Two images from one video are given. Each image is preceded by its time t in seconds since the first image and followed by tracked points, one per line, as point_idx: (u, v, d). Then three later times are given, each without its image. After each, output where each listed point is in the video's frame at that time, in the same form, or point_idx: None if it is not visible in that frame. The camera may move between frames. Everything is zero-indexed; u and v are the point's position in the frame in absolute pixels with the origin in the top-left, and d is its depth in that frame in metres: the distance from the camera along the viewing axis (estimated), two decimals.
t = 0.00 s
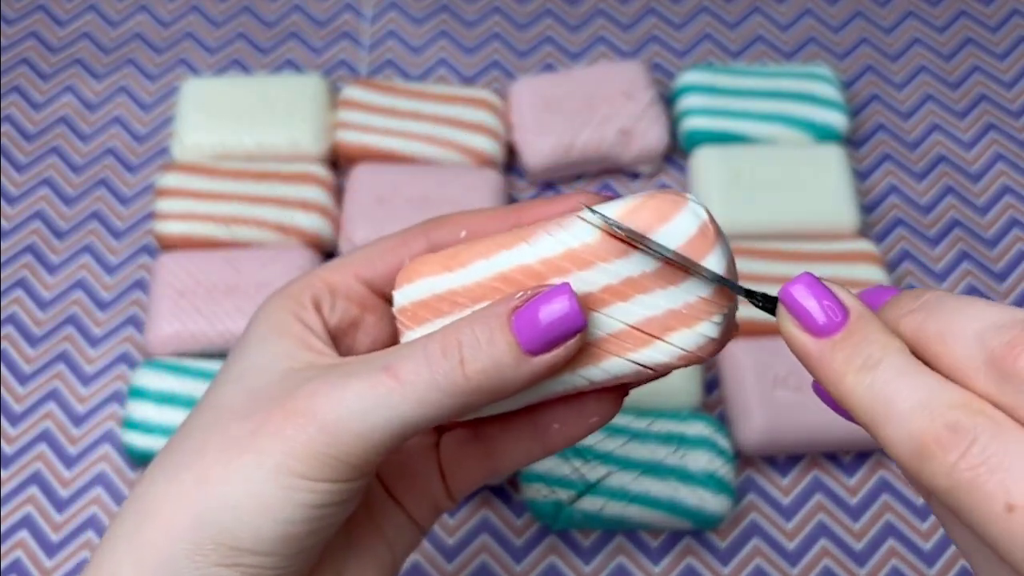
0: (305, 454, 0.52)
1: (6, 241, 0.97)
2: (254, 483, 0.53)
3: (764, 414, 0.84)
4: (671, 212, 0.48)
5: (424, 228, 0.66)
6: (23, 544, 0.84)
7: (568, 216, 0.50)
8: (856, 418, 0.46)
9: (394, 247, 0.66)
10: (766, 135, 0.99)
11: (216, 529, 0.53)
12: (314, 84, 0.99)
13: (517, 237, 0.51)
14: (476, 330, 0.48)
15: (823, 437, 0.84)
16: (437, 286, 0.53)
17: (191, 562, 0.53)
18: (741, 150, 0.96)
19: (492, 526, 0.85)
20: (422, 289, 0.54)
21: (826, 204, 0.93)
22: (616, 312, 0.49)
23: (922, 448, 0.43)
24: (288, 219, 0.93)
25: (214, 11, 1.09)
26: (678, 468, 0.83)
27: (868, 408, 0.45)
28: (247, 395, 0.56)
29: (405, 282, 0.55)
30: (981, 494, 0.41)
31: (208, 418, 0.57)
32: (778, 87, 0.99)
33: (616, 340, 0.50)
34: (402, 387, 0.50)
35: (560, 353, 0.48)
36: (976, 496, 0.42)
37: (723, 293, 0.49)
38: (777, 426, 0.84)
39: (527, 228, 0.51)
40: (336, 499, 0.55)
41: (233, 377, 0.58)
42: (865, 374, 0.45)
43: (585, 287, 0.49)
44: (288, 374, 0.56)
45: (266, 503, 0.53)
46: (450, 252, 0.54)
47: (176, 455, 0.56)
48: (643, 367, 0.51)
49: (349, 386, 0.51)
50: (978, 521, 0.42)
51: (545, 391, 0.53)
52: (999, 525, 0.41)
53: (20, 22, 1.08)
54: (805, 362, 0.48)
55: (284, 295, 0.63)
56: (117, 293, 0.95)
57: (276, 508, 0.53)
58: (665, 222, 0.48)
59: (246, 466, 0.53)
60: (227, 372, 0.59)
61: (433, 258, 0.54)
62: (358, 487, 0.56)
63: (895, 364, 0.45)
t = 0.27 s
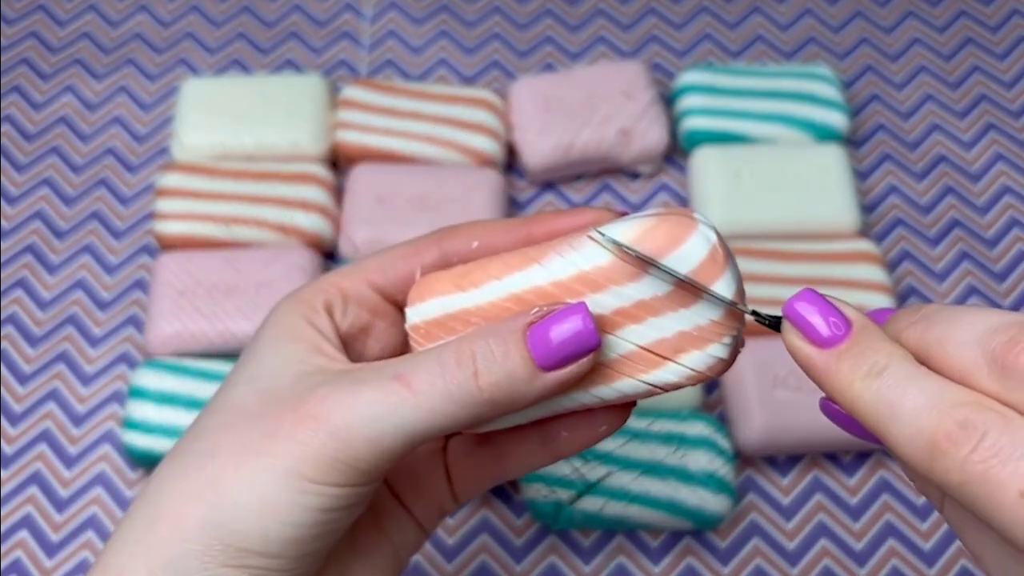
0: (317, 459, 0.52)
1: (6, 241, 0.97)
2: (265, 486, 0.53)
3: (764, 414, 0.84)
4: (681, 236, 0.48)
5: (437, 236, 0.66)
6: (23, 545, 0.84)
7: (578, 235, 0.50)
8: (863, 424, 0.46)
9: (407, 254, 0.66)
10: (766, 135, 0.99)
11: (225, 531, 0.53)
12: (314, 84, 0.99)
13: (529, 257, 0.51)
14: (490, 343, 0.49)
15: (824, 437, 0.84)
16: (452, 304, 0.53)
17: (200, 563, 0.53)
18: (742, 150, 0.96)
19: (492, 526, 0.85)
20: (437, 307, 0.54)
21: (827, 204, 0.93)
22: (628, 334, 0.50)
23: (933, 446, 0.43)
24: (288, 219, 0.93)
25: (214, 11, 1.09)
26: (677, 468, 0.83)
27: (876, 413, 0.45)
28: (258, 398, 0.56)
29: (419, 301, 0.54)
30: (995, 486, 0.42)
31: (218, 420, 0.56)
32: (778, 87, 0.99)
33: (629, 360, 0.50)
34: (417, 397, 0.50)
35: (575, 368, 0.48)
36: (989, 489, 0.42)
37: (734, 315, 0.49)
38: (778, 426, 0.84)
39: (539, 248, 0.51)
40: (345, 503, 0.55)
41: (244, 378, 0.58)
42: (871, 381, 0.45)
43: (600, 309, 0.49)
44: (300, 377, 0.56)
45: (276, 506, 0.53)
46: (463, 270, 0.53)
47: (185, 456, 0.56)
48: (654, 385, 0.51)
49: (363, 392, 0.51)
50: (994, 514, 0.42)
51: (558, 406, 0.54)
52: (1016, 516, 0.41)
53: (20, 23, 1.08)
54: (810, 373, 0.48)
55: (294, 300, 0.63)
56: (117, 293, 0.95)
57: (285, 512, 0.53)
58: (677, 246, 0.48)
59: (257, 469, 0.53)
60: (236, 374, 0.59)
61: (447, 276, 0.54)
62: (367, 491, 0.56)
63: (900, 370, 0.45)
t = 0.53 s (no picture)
0: (354, 489, 0.52)
1: (6, 241, 0.97)
2: (301, 518, 0.52)
3: (765, 414, 0.84)
4: (701, 252, 0.48)
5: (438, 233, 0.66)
6: (23, 544, 0.84)
7: (596, 251, 0.50)
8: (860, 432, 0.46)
9: (407, 254, 0.65)
10: (766, 135, 0.99)
11: (263, 562, 0.53)
12: (314, 84, 0.99)
13: (549, 274, 0.50)
14: (524, 368, 0.49)
15: (826, 437, 0.84)
16: (470, 322, 0.53)
17: None
18: (742, 150, 0.96)
19: (492, 526, 0.85)
20: (454, 326, 0.53)
21: (828, 205, 0.93)
22: (651, 350, 0.50)
23: (920, 449, 0.43)
24: (288, 219, 0.93)
25: (214, 10, 1.09)
26: (678, 468, 0.83)
27: (870, 420, 0.45)
28: (282, 423, 0.55)
29: (435, 318, 0.54)
30: (980, 488, 0.41)
31: (238, 448, 0.55)
32: (778, 87, 0.99)
33: (653, 373, 0.51)
34: (453, 424, 0.50)
35: (605, 394, 0.51)
36: (974, 490, 0.41)
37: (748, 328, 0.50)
38: (779, 426, 0.84)
39: (557, 264, 0.51)
40: (375, 527, 0.55)
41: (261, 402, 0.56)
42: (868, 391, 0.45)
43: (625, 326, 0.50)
44: (324, 402, 0.55)
45: (313, 536, 0.53)
46: (478, 288, 0.53)
47: (208, 487, 0.55)
48: (673, 394, 0.52)
49: (397, 421, 0.51)
50: (981, 517, 0.42)
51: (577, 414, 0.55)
52: (1001, 518, 0.41)
53: (20, 22, 1.08)
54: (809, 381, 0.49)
55: (292, 304, 0.62)
56: (117, 293, 0.95)
57: (317, 538, 0.53)
58: (697, 263, 0.48)
59: (288, 498, 0.52)
60: (247, 395, 0.58)
61: (462, 292, 0.54)
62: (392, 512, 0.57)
63: (896, 379, 0.45)
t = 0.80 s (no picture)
0: (325, 462, 0.52)
1: (6, 241, 0.97)
2: (276, 493, 0.52)
3: (764, 414, 0.84)
4: (676, 225, 0.48)
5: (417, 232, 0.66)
6: (23, 545, 0.84)
7: (569, 225, 0.50)
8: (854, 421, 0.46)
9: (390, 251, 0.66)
10: (766, 135, 0.99)
11: (240, 540, 0.53)
12: (314, 84, 0.99)
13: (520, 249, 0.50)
14: (488, 330, 0.49)
15: (826, 436, 0.84)
16: (442, 297, 0.52)
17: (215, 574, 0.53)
18: (742, 150, 0.96)
19: (492, 526, 0.85)
20: (427, 303, 0.53)
21: (828, 205, 0.93)
22: (624, 326, 0.50)
23: (919, 446, 0.43)
24: (289, 219, 0.93)
25: (214, 10, 1.09)
26: (677, 468, 0.83)
27: (864, 411, 0.45)
28: (258, 405, 0.56)
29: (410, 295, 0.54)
30: (983, 489, 0.41)
31: (219, 431, 0.56)
32: (778, 87, 0.99)
33: (626, 349, 0.51)
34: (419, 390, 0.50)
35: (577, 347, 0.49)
36: (976, 492, 0.41)
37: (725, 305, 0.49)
38: (779, 426, 0.84)
39: (528, 238, 0.51)
40: (355, 505, 0.55)
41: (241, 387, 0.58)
42: (861, 379, 0.45)
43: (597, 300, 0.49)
44: (298, 382, 0.55)
45: (288, 512, 0.53)
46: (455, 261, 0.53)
47: (189, 470, 0.55)
48: (648, 371, 0.51)
49: (363, 392, 0.51)
50: (981, 519, 0.42)
51: (552, 392, 0.55)
52: (1002, 521, 0.41)
53: (20, 22, 1.08)
54: (796, 367, 0.48)
55: (280, 301, 0.63)
56: (117, 293, 0.95)
57: (301, 516, 0.53)
58: (674, 234, 0.48)
59: (267, 477, 0.53)
60: (230, 383, 0.59)
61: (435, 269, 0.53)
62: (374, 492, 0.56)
63: (891, 367, 0.44)
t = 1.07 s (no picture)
0: (339, 480, 0.53)
1: (6, 241, 0.97)
2: (290, 512, 0.53)
3: (765, 415, 0.84)
4: (680, 227, 0.46)
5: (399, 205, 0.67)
6: (23, 545, 0.84)
7: (568, 233, 0.48)
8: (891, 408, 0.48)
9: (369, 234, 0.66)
10: (766, 135, 0.99)
11: (253, 559, 0.53)
12: (314, 84, 0.99)
13: (521, 261, 0.49)
14: (504, 344, 0.50)
15: (827, 436, 0.84)
16: (443, 315, 0.52)
17: None
18: (743, 151, 0.96)
19: (492, 526, 0.85)
20: (426, 321, 0.53)
21: (828, 205, 0.93)
22: (627, 326, 0.50)
23: (967, 431, 0.44)
24: (289, 219, 0.93)
25: (214, 10, 1.09)
26: (677, 468, 0.83)
27: (907, 398, 0.46)
28: (257, 419, 0.55)
29: (408, 313, 0.54)
30: None
31: (216, 446, 0.55)
32: (778, 87, 0.99)
33: (631, 346, 0.51)
34: (435, 407, 0.51)
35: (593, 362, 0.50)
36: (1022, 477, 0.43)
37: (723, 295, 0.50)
38: (779, 426, 0.84)
39: (528, 250, 0.49)
40: (362, 518, 0.56)
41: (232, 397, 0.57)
42: (897, 365, 0.46)
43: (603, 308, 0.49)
44: (298, 394, 0.55)
45: (303, 530, 0.53)
46: (446, 278, 0.52)
47: (188, 487, 0.55)
48: (648, 360, 0.53)
49: (375, 408, 0.52)
50: None
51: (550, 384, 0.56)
52: None
53: (20, 22, 1.08)
54: (835, 355, 0.49)
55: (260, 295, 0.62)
56: (117, 293, 0.95)
57: (304, 527, 0.53)
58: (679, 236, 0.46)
59: (265, 487, 0.53)
60: (218, 393, 0.58)
61: (432, 282, 0.53)
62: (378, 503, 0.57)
63: (929, 355, 0.46)
